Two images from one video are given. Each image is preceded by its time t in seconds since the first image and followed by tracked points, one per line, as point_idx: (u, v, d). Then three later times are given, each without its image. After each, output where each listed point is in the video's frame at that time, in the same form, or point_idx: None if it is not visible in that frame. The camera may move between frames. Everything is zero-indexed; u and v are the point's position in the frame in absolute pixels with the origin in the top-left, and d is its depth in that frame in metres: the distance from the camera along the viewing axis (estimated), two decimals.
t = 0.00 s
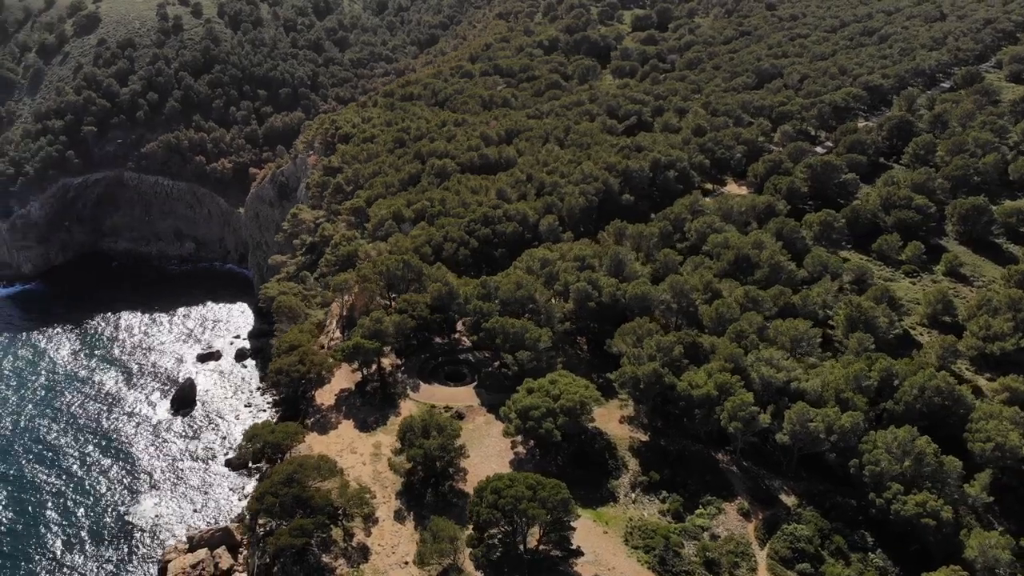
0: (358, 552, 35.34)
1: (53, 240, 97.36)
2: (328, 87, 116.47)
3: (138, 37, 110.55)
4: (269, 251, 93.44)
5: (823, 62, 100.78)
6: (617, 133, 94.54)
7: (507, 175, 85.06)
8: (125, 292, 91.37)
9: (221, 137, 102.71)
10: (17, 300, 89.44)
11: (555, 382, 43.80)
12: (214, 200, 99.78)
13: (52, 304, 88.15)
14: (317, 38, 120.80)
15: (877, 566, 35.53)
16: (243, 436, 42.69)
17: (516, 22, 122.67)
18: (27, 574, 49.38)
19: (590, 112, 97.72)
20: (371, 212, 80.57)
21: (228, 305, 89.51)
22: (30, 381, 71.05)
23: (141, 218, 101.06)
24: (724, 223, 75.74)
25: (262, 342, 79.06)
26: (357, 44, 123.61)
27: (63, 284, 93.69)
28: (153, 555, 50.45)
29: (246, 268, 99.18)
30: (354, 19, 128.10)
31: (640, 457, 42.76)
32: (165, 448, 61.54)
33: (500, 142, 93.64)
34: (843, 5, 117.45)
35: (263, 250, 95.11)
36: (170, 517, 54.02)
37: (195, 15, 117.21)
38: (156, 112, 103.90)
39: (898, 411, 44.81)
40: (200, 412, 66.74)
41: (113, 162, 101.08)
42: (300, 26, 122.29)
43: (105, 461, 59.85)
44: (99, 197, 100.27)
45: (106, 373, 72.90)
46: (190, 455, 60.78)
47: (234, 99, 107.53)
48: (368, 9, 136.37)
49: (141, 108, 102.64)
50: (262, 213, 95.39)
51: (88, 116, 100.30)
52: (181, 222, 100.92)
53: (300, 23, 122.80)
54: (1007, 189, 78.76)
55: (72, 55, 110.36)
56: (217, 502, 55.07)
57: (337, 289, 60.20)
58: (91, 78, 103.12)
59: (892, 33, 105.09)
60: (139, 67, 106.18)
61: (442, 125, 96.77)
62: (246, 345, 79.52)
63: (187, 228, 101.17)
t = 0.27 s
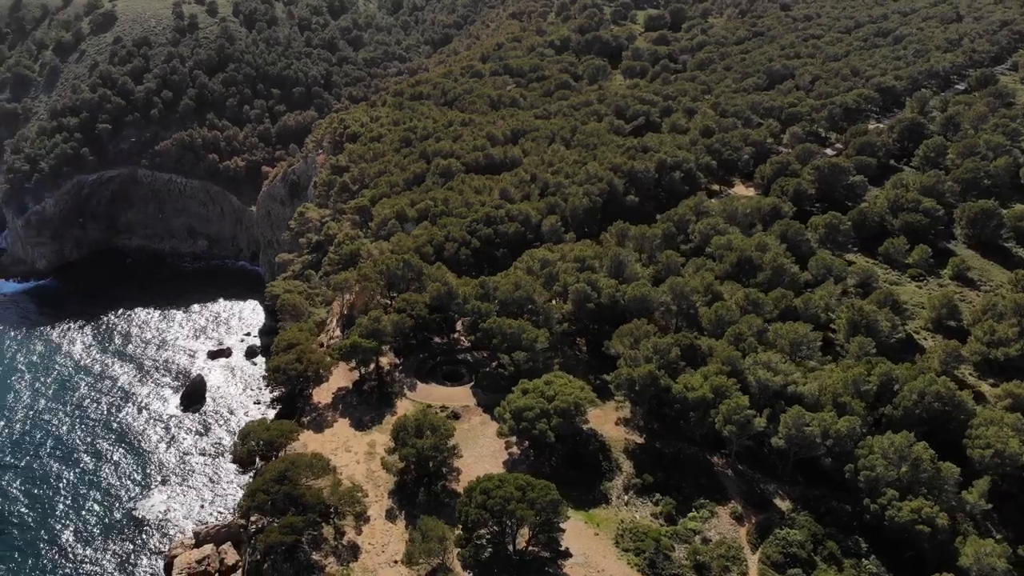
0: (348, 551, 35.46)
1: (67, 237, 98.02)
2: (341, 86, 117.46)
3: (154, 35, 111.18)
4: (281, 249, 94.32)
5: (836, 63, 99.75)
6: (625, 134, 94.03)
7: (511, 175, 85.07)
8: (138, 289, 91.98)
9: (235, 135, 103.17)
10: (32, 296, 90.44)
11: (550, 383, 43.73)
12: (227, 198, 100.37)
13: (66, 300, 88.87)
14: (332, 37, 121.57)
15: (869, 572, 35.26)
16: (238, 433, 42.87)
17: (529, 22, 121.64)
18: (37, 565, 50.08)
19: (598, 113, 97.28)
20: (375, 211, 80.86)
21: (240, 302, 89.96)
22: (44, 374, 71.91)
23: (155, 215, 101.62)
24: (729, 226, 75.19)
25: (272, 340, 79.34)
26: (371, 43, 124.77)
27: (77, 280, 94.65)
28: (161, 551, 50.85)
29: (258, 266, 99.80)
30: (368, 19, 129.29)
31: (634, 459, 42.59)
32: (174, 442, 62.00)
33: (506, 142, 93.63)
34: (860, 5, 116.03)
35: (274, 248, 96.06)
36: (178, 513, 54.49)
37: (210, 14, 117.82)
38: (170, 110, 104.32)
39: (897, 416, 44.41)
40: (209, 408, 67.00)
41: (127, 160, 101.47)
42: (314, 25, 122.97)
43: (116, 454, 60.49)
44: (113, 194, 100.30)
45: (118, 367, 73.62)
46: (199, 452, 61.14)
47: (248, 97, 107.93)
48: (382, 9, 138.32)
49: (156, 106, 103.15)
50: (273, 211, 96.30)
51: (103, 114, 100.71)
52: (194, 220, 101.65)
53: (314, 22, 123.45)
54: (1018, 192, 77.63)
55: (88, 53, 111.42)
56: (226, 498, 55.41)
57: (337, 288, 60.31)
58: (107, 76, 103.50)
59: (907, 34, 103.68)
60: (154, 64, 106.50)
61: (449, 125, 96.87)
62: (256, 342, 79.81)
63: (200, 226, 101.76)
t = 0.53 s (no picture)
0: (338, 549, 35.64)
1: (82, 234, 98.95)
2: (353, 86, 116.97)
3: (170, 34, 111.98)
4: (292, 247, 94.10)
5: (848, 65, 98.69)
6: (632, 135, 93.56)
7: (516, 175, 85.08)
8: (151, 285, 92.58)
9: (248, 134, 103.29)
10: (46, 292, 91.13)
11: (545, 385, 43.69)
12: (239, 196, 100.83)
13: (80, 296, 89.73)
14: (346, 38, 121.36)
15: None
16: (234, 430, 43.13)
17: (541, 23, 121.47)
18: (50, 556, 50.70)
19: (605, 114, 96.97)
20: (379, 210, 81.23)
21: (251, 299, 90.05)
22: (57, 369, 72.66)
23: (168, 213, 102.31)
24: (733, 229, 74.50)
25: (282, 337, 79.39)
26: (384, 43, 124.61)
27: (91, 277, 95.39)
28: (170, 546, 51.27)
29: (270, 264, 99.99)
30: (383, 19, 129.11)
31: (628, 461, 42.48)
32: (183, 438, 62.45)
33: (512, 142, 93.66)
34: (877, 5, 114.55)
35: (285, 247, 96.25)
36: (187, 509, 55.01)
37: (225, 14, 118.48)
38: (184, 109, 104.75)
39: (895, 421, 43.97)
40: (218, 405, 67.25)
41: (142, 157, 102.19)
42: (329, 25, 123.15)
43: (127, 448, 61.14)
44: (127, 192, 101.27)
45: (129, 363, 74.16)
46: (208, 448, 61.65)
47: (261, 96, 108.06)
48: (397, 8, 137.04)
49: (170, 105, 103.69)
50: (285, 209, 96.97)
51: (118, 112, 101.60)
52: (207, 218, 102.14)
53: (329, 21, 123.64)
54: None
55: (104, 52, 111.92)
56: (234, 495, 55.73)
57: (337, 287, 60.61)
58: (122, 74, 104.42)
59: (922, 36, 102.41)
60: (169, 63, 107.58)
61: (456, 125, 96.91)
62: (266, 340, 79.95)
63: (213, 224, 102.28)
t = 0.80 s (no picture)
0: (328, 547, 35.84)
1: (97, 231, 99.74)
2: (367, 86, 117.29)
3: (185, 33, 112.11)
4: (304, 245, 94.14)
5: (861, 67, 97.50)
6: (640, 136, 93.17)
7: (520, 175, 85.12)
8: (165, 282, 93.10)
9: (262, 133, 103.97)
10: (61, 288, 91.59)
11: (540, 386, 43.67)
12: (252, 194, 101.11)
13: (95, 292, 90.39)
14: (360, 37, 121.75)
15: None
16: (230, 427, 43.42)
17: (554, 23, 121.18)
18: (64, 550, 51.29)
19: (614, 114, 96.65)
20: (383, 210, 81.62)
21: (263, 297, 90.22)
22: (73, 363, 73.17)
23: (182, 211, 102.73)
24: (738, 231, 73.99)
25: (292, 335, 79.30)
26: (399, 43, 125.13)
27: (105, 273, 96.03)
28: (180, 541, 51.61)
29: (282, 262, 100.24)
30: (398, 19, 129.42)
31: (622, 464, 42.34)
32: (192, 435, 62.64)
33: (519, 142, 93.67)
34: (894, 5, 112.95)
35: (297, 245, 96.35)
36: (196, 504, 55.31)
37: (241, 13, 118.64)
38: (199, 108, 104.98)
39: (894, 427, 43.56)
40: (228, 402, 67.38)
41: (156, 155, 102.46)
42: (344, 24, 123.48)
43: (139, 443, 61.53)
44: (141, 189, 101.63)
45: (141, 359, 74.42)
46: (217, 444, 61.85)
47: (275, 95, 108.52)
48: (412, 8, 136.84)
49: (185, 104, 103.80)
50: (296, 208, 97.35)
51: (134, 110, 101.80)
52: (220, 216, 102.35)
53: (343, 21, 124.02)
54: None
55: (121, 50, 111.97)
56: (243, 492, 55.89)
57: (338, 287, 60.90)
58: (138, 73, 104.48)
59: (937, 38, 100.98)
60: (185, 62, 107.80)
61: (463, 125, 97.03)
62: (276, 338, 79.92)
63: (226, 222, 102.50)
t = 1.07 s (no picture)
0: (320, 545, 36.05)
1: (113, 228, 100.47)
2: (382, 86, 117.51)
3: (202, 32, 112.42)
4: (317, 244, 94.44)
5: (876, 69, 96.03)
6: (648, 137, 92.74)
7: (526, 176, 85.10)
8: (180, 279, 93.70)
9: (277, 132, 104.45)
10: (77, 283, 92.28)
11: (536, 386, 43.62)
12: (267, 192, 101.79)
13: (111, 288, 91.00)
14: (376, 37, 121.36)
15: None
16: (227, 424, 43.79)
17: (569, 23, 120.71)
18: (77, 542, 51.76)
19: (623, 115, 96.29)
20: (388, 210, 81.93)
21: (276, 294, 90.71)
22: (88, 357, 73.80)
23: (197, 208, 103.52)
24: (744, 234, 73.42)
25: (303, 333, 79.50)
26: (414, 43, 125.05)
27: (121, 269, 96.81)
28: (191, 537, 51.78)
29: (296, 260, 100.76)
30: (414, 19, 129.22)
31: (618, 466, 42.16)
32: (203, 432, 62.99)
33: (527, 143, 93.60)
34: (915, 5, 111.15)
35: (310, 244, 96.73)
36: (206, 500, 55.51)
37: (258, 12, 119.05)
38: (215, 106, 105.87)
39: (893, 433, 43.09)
40: (239, 399, 67.67)
41: (172, 153, 103.48)
42: (360, 24, 123.66)
43: (150, 438, 61.98)
44: (157, 187, 102.48)
45: (154, 355, 74.85)
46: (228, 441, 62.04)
47: (291, 95, 108.83)
48: (428, 8, 136.89)
49: (201, 102, 104.74)
50: (309, 207, 97.98)
51: (150, 109, 102.91)
52: (235, 214, 103.22)
53: (359, 20, 124.19)
54: None
55: (139, 49, 112.30)
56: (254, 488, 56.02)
57: (340, 285, 61.15)
58: (155, 71, 105.87)
59: (955, 40, 98.76)
60: (201, 61, 108.39)
61: (471, 125, 97.09)
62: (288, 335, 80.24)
63: (240, 220, 103.32)
